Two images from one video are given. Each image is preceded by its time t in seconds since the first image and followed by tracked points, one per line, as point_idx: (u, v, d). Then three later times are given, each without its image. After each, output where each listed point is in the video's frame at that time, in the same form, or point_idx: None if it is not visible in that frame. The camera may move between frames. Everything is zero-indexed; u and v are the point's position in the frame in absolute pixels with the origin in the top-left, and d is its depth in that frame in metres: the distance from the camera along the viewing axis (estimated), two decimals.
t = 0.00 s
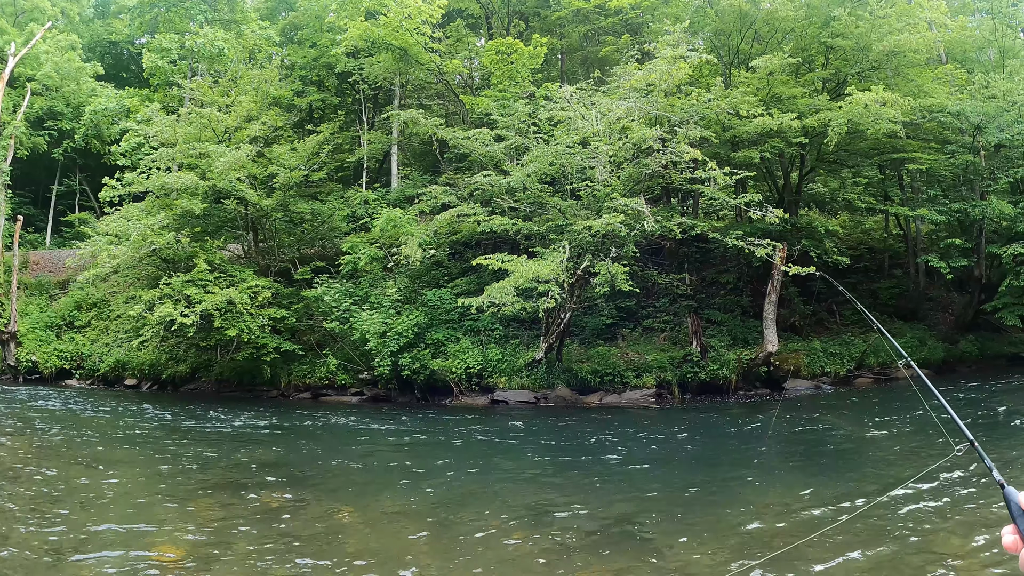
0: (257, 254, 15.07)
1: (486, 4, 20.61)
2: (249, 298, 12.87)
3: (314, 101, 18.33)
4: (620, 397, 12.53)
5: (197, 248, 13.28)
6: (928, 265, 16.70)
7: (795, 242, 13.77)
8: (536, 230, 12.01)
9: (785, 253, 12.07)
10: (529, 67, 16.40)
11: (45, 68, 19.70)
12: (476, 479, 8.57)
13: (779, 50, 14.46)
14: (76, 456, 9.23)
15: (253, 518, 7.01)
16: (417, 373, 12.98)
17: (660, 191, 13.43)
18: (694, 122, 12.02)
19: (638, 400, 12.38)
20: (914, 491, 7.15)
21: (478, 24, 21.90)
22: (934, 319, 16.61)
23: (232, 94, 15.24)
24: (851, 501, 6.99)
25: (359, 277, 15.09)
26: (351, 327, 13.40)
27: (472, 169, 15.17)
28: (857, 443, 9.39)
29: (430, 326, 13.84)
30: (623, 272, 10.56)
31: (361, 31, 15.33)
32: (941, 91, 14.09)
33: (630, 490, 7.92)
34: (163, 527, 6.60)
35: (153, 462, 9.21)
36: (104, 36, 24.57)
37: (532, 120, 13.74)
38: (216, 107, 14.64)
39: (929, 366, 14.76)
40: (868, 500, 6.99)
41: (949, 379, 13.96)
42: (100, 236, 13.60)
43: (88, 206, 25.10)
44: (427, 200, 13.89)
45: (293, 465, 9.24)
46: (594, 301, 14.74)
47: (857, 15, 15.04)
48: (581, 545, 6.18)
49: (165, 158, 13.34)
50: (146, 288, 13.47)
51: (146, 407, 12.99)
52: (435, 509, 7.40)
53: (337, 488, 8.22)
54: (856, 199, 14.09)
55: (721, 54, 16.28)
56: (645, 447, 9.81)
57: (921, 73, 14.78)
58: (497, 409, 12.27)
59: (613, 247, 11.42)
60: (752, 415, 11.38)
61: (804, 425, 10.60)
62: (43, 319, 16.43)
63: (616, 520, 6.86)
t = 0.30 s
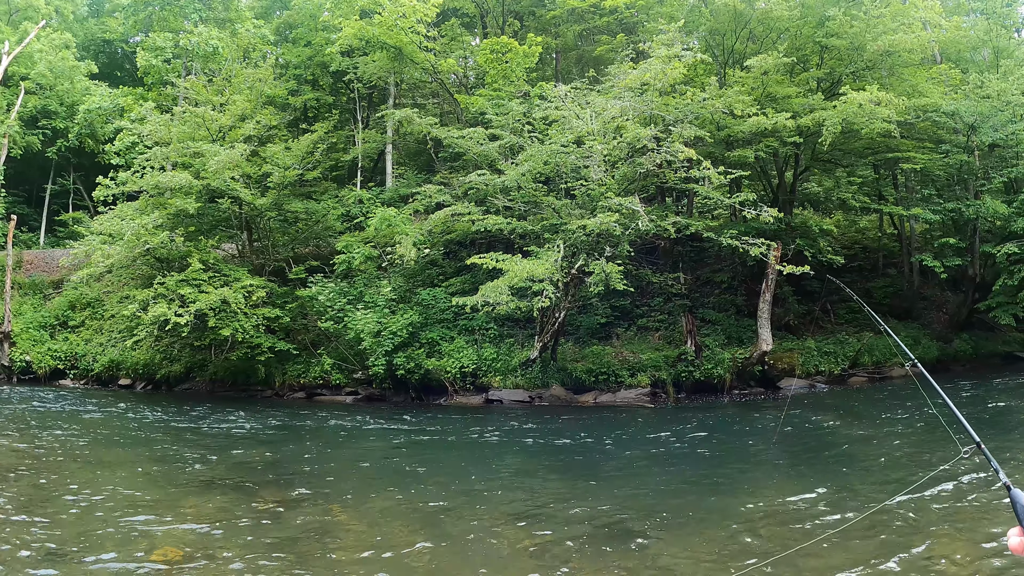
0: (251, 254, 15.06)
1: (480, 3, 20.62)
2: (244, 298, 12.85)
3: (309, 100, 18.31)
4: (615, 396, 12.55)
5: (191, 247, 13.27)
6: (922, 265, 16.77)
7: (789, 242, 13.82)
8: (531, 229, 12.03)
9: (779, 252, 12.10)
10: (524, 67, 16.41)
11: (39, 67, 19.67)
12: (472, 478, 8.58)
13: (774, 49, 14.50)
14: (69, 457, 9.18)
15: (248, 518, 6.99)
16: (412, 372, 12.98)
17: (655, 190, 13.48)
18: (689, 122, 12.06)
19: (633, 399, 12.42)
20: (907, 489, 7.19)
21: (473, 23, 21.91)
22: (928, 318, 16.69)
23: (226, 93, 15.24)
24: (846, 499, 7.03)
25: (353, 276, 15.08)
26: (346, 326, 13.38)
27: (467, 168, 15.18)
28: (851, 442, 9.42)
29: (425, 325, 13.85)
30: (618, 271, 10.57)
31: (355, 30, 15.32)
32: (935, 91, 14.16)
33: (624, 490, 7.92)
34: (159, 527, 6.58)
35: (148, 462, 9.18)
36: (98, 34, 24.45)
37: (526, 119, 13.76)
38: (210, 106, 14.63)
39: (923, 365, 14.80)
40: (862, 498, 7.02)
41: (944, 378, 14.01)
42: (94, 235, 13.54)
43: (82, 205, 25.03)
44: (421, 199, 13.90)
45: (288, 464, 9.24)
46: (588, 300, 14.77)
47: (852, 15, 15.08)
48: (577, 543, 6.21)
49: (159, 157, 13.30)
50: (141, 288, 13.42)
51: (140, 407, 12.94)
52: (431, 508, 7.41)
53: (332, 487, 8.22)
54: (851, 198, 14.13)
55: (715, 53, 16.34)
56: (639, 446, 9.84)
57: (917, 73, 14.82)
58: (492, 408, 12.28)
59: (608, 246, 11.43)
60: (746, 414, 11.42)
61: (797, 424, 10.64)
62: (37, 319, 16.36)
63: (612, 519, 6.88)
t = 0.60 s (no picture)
0: (244, 253, 15.03)
1: (475, 2, 20.62)
2: (237, 297, 12.82)
3: (303, 98, 18.28)
4: (608, 395, 12.57)
5: (185, 247, 13.23)
6: (915, 263, 16.84)
7: (783, 241, 13.86)
8: (524, 228, 12.02)
9: (772, 251, 12.12)
10: (518, 65, 16.41)
11: (32, 65, 19.65)
12: (465, 477, 8.58)
13: (768, 49, 14.53)
14: (62, 456, 9.14)
15: (240, 518, 6.96)
16: (406, 371, 12.97)
17: (649, 189, 13.52)
18: (683, 121, 12.09)
19: (627, 398, 12.44)
20: (899, 488, 7.22)
21: (468, 21, 21.90)
22: (921, 317, 16.76)
23: (220, 91, 15.21)
24: (838, 497, 7.04)
25: (347, 275, 15.06)
26: (340, 325, 13.35)
27: (461, 167, 15.18)
28: (843, 440, 9.45)
29: (418, 324, 13.83)
30: (611, 270, 10.58)
31: (349, 29, 15.29)
32: (929, 91, 14.20)
33: (617, 489, 7.91)
34: (149, 527, 6.54)
35: (141, 461, 9.14)
36: (92, 33, 24.28)
37: (520, 118, 13.77)
38: (204, 104, 14.60)
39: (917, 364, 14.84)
40: (854, 496, 7.04)
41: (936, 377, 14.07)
42: (87, 234, 13.48)
43: (75, 204, 24.97)
44: (415, 198, 13.89)
45: (282, 464, 9.21)
46: (582, 299, 14.78)
47: (846, 15, 15.11)
48: (570, 542, 6.20)
49: (152, 156, 13.25)
50: (134, 287, 13.37)
51: (134, 407, 12.90)
52: (423, 507, 7.40)
53: (325, 486, 8.19)
54: (844, 197, 14.17)
55: (710, 52, 16.37)
56: (632, 445, 9.85)
57: (911, 73, 14.86)
58: (486, 407, 12.28)
59: (601, 245, 11.44)
60: (740, 412, 11.45)
61: (790, 422, 10.66)
62: (30, 319, 16.30)
63: (605, 518, 6.88)
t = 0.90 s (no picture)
0: (233, 250, 14.97)
1: None
2: (225, 295, 12.76)
3: (292, 95, 18.22)
4: (598, 392, 12.59)
5: (173, 244, 13.15)
6: (903, 261, 16.96)
7: (772, 238, 13.92)
8: (514, 225, 12.02)
9: (761, 248, 12.18)
10: (508, 62, 16.41)
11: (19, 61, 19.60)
12: (453, 475, 8.57)
13: (757, 47, 14.59)
14: (49, 456, 9.06)
15: (229, 516, 6.93)
16: (395, 368, 12.95)
17: (638, 187, 13.56)
18: (672, 118, 12.12)
19: (616, 395, 12.47)
20: (884, 484, 7.27)
21: (457, 19, 21.89)
22: (909, 314, 16.89)
23: (208, 88, 15.13)
24: (825, 494, 7.08)
25: (336, 272, 15.03)
26: (329, 323, 13.31)
27: (450, 164, 15.17)
28: (830, 437, 9.51)
29: (408, 321, 13.82)
30: (600, 267, 10.59)
31: (338, 25, 15.24)
32: (917, 90, 14.27)
33: (605, 485, 7.95)
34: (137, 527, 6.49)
35: (129, 461, 9.07)
36: (79, 29, 24.06)
37: (509, 115, 13.79)
38: (192, 101, 14.53)
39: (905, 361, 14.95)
40: (841, 492, 7.08)
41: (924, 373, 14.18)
42: (74, 232, 13.37)
43: (63, 202, 24.82)
44: (404, 195, 13.87)
45: (270, 462, 9.17)
46: (571, 296, 14.81)
47: (835, 13, 15.17)
48: (558, 539, 6.21)
49: (140, 153, 13.15)
50: (122, 285, 13.27)
51: (121, 406, 12.81)
52: (412, 505, 7.39)
53: (313, 485, 8.16)
54: (833, 195, 14.24)
55: (699, 50, 16.42)
56: (620, 442, 9.88)
57: (900, 72, 14.93)
58: (475, 404, 12.27)
59: (591, 243, 11.46)
60: (729, 409, 11.49)
61: (778, 419, 10.71)
62: (17, 318, 16.15)
63: (594, 515, 6.89)
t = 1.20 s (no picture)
0: (227, 248, 14.97)
1: None
2: (220, 293, 12.74)
3: (286, 93, 18.21)
4: (593, 390, 12.62)
5: (167, 242, 13.13)
6: (898, 259, 17.02)
7: (766, 236, 13.97)
8: (509, 223, 12.05)
9: (756, 247, 12.21)
10: (503, 60, 16.43)
11: (13, 58, 19.57)
12: (448, 473, 8.58)
13: (752, 46, 14.63)
14: (45, 455, 9.03)
15: (224, 515, 6.93)
16: (390, 367, 12.95)
17: (632, 185, 13.61)
18: (667, 117, 12.16)
19: (611, 393, 12.51)
20: (878, 481, 7.31)
21: (453, 16, 21.91)
22: (903, 312, 16.95)
23: (203, 86, 15.11)
24: (819, 491, 7.11)
25: (331, 270, 15.03)
26: (323, 321, 13.29)
27: (445, 162, 15.19)
28: (824, 435, 9.55)
29: (402, 319, 13.83)
30: (595, 265, 10.62)
31: (333, 23, 15.23)
32: (912, 88, 14.31)
33: (600, 483, 7.96)
34: (133, 525, 6.49)
35: (124, 459, 9.05)
36: (74, 26, 23.96)
37: (504, 113, 13.81)
38: (186, 99, 14.52)
39: (899, 359, 15.01)
40: (835, 490, 7.11)
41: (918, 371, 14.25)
42: (68, 230, 13.31)
43: (57, 200, 24.76)
44: (399, 193, 13.88)
45: (265, 460, 9.17)
46: (566, 294, 14.85)
47: (830, 12, 15.20)
48: (555, 536, 6.24)
49: (134, 151, 13.11)
50: (116, 283, 13.22)
51: (116, 404, 12.78)
52: (407, 503, 7.40)
53: (309, 483, 8.17)
54: (828, 194, 14.29)
55: (694, 49, 16.47)
56: (614, 439, 9.92)
57: (895, 71, 14.99)
58: (470, 402, 12.28)
59: (585, 240, 11.48)
60: (723, 407, 11.53)
61: (773, 417, 10.75)
62: (10, 317, 16.08)
63: (589, 513, 6.92)
